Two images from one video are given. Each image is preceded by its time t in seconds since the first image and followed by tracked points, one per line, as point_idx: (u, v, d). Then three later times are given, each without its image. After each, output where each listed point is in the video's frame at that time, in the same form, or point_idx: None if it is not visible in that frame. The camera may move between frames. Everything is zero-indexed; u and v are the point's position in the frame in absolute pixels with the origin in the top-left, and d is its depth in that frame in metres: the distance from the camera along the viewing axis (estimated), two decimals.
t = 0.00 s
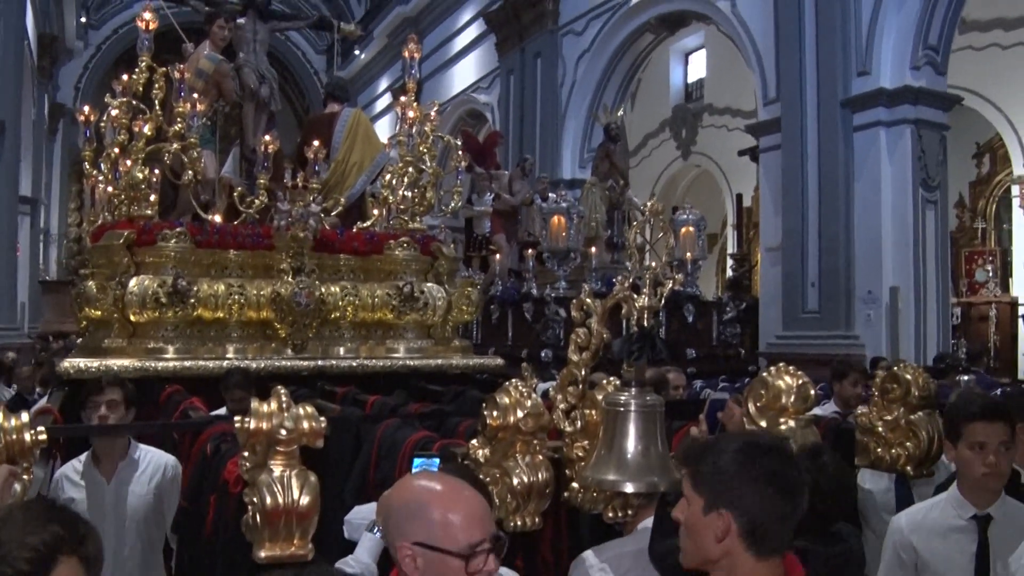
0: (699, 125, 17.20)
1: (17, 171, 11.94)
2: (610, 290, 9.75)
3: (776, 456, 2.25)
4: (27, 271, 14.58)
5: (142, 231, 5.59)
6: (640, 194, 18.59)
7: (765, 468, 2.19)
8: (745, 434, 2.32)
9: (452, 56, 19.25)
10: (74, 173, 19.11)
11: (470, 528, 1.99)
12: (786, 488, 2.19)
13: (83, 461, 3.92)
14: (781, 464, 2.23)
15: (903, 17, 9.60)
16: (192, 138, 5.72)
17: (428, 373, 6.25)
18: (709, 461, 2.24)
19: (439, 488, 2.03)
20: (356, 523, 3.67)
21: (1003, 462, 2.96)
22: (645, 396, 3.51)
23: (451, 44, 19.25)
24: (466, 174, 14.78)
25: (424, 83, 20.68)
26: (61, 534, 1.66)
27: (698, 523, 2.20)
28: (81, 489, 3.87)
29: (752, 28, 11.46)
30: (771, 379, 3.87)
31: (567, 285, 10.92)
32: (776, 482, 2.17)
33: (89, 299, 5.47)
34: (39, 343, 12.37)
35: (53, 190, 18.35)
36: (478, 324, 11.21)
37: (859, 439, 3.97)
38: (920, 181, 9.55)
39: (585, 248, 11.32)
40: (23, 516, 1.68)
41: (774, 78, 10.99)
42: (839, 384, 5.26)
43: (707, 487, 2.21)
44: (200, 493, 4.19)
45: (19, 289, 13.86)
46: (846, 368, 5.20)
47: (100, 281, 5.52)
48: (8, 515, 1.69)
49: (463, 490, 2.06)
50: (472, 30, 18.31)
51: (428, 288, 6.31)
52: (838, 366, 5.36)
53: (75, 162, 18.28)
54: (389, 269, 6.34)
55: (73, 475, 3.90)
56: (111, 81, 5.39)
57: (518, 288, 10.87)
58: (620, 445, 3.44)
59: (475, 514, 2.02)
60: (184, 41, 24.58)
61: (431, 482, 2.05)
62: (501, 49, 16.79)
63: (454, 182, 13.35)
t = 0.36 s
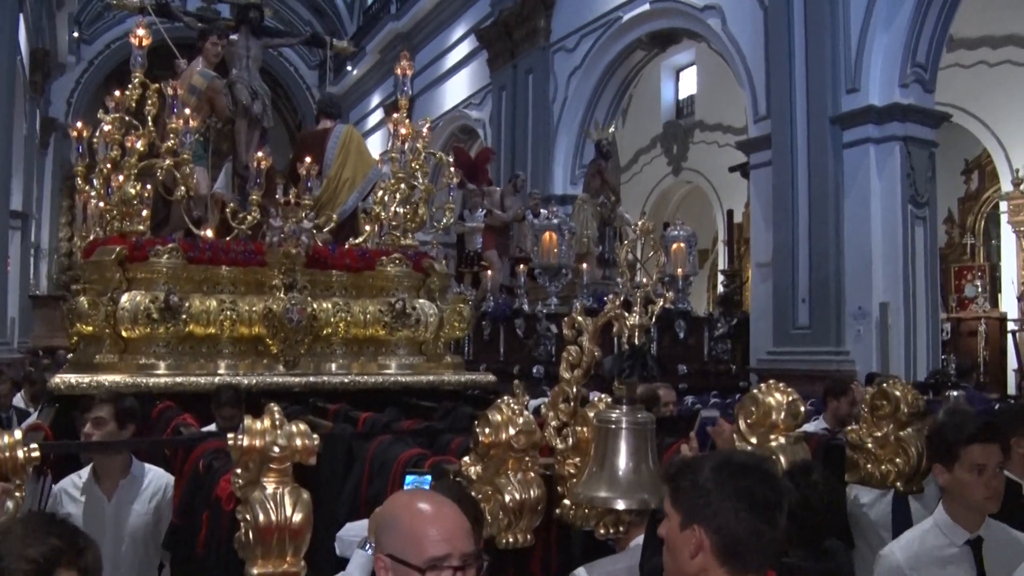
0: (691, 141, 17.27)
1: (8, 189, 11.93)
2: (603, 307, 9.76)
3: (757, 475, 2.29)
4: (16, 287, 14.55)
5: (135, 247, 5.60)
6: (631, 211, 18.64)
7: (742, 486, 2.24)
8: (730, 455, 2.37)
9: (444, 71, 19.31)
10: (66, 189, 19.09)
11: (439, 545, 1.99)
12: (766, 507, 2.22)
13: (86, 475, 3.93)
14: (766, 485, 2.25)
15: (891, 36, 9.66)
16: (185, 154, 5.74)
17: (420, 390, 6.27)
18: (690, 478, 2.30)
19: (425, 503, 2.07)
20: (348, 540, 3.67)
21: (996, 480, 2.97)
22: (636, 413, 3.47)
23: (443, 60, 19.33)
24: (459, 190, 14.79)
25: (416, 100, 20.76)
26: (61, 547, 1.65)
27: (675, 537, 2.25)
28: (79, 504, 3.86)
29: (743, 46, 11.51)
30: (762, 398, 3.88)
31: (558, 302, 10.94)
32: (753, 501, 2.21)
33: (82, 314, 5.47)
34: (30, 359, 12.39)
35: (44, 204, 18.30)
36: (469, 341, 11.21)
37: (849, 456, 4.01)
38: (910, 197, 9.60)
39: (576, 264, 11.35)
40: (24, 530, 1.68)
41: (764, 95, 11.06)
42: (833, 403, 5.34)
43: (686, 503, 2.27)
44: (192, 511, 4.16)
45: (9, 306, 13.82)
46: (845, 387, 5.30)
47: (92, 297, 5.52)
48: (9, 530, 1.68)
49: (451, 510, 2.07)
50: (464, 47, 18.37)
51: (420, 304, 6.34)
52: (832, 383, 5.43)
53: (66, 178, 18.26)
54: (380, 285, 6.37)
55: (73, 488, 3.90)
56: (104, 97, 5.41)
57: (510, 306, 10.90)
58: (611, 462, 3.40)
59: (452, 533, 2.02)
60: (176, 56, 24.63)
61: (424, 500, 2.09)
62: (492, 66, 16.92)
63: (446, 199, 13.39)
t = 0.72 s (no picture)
0: (684, 157, 17.34)
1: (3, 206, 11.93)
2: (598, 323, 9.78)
3: (748, 479, 2.45)
4: (10, 304, 14.52)
5: (129, 264, 5.60)
6: (626, 226, 18.71)
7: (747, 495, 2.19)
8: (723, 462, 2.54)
9: (437, 88, 19.38)
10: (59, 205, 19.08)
11: (433, 556, 1.98)
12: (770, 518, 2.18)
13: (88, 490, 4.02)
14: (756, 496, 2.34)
15: (883, 51, 9.72)
16: (179, 171, 5.74)
17: (416, 406, 6.27)
18: (684, 484, 2.45)
19: (419, 516, 2.05)
20: (344, 558, 3.65)
21: (982, 501, 2.98)
22: (632, 429, 3.39)
23: (437, 77, 19.39)
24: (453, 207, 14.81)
25: (409, 117, 20.79)
26: (67, 564, 1.62)
27: (672, 538, 2.40)
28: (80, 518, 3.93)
29: (736, 63, 11.55)
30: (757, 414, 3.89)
31: (552, 318, 10.97)
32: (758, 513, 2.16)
33: (76, 332, 5.46)
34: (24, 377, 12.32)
35: (36, 221, 18.28)
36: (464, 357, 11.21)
37: (845, 470, 4.01)
38: (902, 213, 9.63)
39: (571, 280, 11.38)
40: (30, 547, 1.65)
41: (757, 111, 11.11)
42: (825, 421, 5.37)
43: (680, 506, 2.42)
44: (189, 529, 4.14)
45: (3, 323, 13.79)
46: (832, 405, 5.31)
47: (87, 314, 5.51)
48: (18, 545, 1.66)
49: (445, 523, 2.06)
50: (457, 63, 18.44)
51: (415, 321, 6.34)
52: (824, 400, 5.48)
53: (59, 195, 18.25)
54: (375, 302, 6.37)
55: (76, 503, 3.99)
56: (100, 114, 5.42)
57: (504, 322, 10.93)
58: (607, 477, 3.33)
59: (446, 545, 2.01)
60: (170, 74, 24.69)
61: (418, 513, 2.08)
62: (485, 83, 17.00)
63: (439, 216, 13.42)
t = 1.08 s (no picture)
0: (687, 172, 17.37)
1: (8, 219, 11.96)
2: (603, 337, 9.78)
3: (750, 490, 2.56)
4: (14, 315, 14.54)
5: (134, 277, 5.62)
6: (629, 241, 18.73)
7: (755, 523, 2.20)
8: (722, 474, 2.65)
9: (441, 102, 19.44)
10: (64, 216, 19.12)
11: None
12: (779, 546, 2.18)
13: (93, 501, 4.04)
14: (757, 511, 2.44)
15: (885, 67, 9.73)
16: (185, 185, 5.76)
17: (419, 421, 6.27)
18: (688, 495, 2.53)
19: (434, 537, 1.84)
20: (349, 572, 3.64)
21: (1003, 525, 2.98)
22: (637, 445, 3.38)
23: (441, 92, 19.46)
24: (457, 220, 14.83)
25: (413, 131, 20.85)
26: None
27: (679, 547, 2.47)
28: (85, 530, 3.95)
29: (739, 79, 11.58)
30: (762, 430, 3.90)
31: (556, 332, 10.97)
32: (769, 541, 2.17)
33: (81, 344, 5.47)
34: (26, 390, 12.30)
35: (41, 233, 18.32)
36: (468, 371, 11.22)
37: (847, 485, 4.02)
38: (905, 228, 9.64)
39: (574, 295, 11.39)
40: (52, 564, 1.66)
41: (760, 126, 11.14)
42: (815, 432, 5.48)
43: (685, 516, 2.50)
44: (193, 543, 4.14)
45: (7, 335, 13.82)
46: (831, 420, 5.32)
47: (92, 326, 5.53)
48: (38, 562, 1.66)
49: (462, 544, 1.86)
50: (461, 78, 18.52)
51: (419, 335, 6.35)
52: (825, 416, 5.51)
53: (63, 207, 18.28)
54: (379, 316, 6.38)
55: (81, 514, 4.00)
56: (107, 127, 5.45)
57: (508, 337, 10.94)
58: (612, 492, 3.32)
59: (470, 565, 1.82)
60: (175, 87, 24.79)
61: (428, 534, 1.87)
62: (489, 97, 17.06)
63: (443, 230, 13.45)
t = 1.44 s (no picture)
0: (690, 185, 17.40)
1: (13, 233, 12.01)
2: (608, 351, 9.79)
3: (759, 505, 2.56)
4: (18, 329, 14.57)
5: (139, 290, 5.64)
6: (632, 253, 18.74)
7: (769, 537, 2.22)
8: (731, 487, 2.64)
9: (444, 116, 19.51)
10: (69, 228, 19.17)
11: None
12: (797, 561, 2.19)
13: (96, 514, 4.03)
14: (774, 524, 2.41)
15: (888, 80, 9.75)
16: (189, 199, 5.79)
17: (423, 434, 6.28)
18: (695, 506, 2.53)
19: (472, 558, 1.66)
20: None
21: None
22: (640, 458, 3.38)
23: (444, 105, 19.53)
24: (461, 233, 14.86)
25: (417, 144, 20.91)
26: None
27: (687, 561, 2.47)
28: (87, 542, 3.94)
29: (742, 92, 11.60)
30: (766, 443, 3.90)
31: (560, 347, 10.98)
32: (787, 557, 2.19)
33: (85, 358, 5.49)
34: (31, 403, 12.30)
35: (46, 246, 18.39)
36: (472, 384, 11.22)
37: (853, 498, 4.03)
38: (909, 241, 9.64)
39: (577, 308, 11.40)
40: None
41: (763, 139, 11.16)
42: (816, 445, 5.50)
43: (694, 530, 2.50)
44: (198, 555, 4.14)
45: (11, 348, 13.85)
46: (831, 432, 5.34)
47: (96, 339, 5.54)
48: None
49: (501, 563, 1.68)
50: (464, 92, 18.58)
51: (422, 347, 6.37)
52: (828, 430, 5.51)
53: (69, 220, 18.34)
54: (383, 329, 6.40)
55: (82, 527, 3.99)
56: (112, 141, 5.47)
57: (512, 350, 10.94)
58: (616, 506, 3.32)
59: None
60: (180, 101, 24.90)
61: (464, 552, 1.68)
62: (493, 110, 17.12)
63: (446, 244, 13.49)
